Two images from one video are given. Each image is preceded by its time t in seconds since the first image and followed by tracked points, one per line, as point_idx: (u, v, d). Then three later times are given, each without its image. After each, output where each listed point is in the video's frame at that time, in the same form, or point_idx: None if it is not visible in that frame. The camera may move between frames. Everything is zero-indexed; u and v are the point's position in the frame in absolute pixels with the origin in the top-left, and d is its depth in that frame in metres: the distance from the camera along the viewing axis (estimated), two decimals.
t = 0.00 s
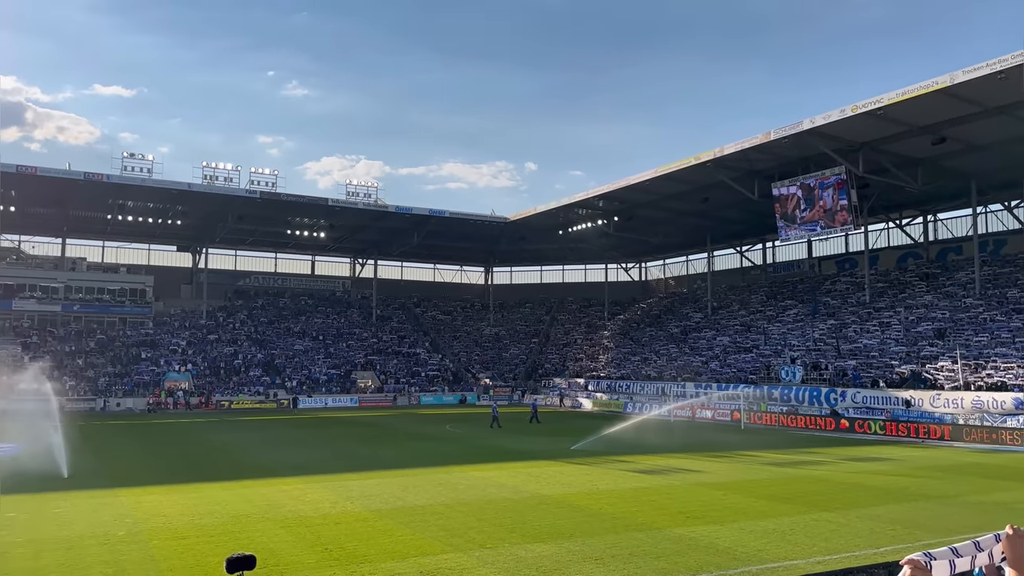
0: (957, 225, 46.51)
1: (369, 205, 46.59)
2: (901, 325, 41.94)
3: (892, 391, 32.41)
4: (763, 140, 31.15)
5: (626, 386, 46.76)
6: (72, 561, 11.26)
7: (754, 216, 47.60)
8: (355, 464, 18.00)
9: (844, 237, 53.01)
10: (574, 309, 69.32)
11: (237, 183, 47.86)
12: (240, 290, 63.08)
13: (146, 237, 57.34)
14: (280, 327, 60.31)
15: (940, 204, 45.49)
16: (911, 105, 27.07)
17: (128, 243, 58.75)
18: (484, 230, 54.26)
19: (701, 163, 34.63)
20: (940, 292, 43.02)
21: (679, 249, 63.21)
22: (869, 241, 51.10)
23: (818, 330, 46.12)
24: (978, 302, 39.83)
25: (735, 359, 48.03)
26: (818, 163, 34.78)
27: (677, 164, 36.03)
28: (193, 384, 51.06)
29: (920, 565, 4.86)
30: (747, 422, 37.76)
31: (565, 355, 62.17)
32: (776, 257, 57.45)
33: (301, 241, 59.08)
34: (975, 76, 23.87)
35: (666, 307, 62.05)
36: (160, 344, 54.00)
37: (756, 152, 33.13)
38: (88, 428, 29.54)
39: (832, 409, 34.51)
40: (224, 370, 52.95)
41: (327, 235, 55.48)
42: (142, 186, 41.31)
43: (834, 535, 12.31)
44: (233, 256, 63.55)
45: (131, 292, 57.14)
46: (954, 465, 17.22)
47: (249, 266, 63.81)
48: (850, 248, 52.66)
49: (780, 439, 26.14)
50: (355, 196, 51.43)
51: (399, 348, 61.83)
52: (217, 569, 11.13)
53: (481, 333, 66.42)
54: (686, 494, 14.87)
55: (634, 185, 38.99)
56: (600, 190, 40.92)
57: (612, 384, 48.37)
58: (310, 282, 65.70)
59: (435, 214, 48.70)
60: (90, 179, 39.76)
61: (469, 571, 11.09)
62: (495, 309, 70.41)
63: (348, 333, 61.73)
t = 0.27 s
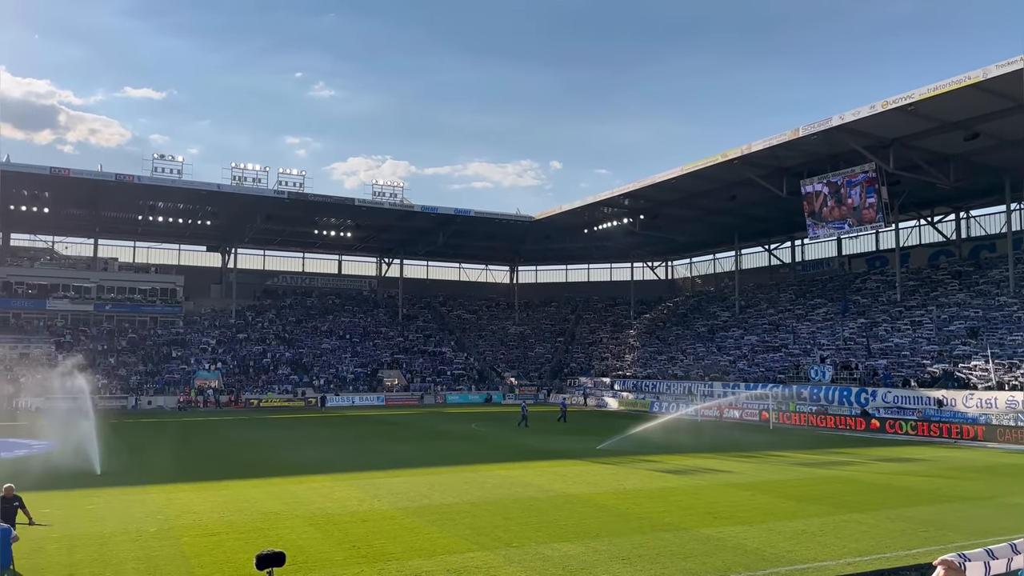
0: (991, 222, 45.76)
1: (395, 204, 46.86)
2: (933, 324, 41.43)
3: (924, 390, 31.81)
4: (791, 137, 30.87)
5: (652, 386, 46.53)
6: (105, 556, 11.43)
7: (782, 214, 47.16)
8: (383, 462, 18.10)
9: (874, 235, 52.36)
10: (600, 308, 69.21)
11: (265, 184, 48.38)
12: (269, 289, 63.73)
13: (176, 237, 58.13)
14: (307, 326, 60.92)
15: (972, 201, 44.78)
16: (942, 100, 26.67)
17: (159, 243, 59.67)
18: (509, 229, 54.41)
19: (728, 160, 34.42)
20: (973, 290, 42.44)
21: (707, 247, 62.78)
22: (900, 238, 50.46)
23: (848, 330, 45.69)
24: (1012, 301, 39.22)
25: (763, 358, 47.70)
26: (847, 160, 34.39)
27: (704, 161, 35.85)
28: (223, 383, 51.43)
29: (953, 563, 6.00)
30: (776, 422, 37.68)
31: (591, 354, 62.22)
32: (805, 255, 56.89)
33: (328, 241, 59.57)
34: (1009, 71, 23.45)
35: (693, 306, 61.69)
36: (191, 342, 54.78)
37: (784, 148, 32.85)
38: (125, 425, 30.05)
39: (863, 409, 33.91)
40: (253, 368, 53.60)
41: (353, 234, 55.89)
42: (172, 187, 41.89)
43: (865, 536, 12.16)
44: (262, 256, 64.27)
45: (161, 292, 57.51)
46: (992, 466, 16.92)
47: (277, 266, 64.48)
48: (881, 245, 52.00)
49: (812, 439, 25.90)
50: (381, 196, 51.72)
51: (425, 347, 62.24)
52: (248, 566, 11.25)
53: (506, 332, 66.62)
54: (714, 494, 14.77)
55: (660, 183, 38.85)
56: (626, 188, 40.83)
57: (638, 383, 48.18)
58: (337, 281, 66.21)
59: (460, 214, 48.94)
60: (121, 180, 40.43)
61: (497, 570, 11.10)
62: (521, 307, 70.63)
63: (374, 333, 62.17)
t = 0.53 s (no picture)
0: None
1: (422, 203, 47.06)
2: (967, 322, 40.90)
3: (957, 389, 31.35)
4: (820, 133, 30.53)
5: (680, 385, 46.24)
6: (138, 551, 11.61)
7: (813, 210, 46.64)
8: (411, 459, 18.21)
9: (905, 231, 51.60)
10: (626, 306, 68.92)
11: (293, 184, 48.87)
12: (297, 289, 64.25)
13: (206, 237, 58.86)
14: (335, 325, 61.48)
15: (1006, 196, 43.96)
16: (977, 94, 26.21)
17: (189, 243, 60.14)
18: (535, 228, 54.46)
19: (757, 157, 34.14)
20: (1008, 287, 41.85)
21: (735, 245, 62.23)
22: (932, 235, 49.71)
23: (879, 327, 45.26)
24: None
25: (793, 357, 47.40)
26: (878, 156, 33.94)
27: (731, 158, 35.59)
28: (252, 381, 51.27)
29: (991, 564, 6.00)
30: (807, 421, 37.25)
31: (617, 352, 62.19)
32: (835, 252, 56.21)
33: (355, 240, 59.99)
34: None
35: (721, 304, 61.34)
36: (222, 341, 55.58)
37: (814, 144, 32.49)
38: (154, 423, 30.60)
39: (895, 408, 33.45)
40: (282, 366, 54.24)
41: (380, 234, 56.23)
42: (203, 187, 42.46)
43: (896, 537, 12.00)
44: (291, 256, 64.42)
45: (192, 291, 58.29)
46: None
47: (306, 265, 64.74)
48: (913, 242, 51.21)
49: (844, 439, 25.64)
50: (407, 196, 51.94)
51: (452, 345, 62.50)
52: (278, 562, 11.37)
53: (532, 330, 66.69)
54: (742, 494, 14.67)
55: (687, 180, 38.64)
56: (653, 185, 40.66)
57: (665, 381, 47.91)
58: (364, 280, 66.64)
59: (486, 213, 49.05)
60: (153, 181, 41.07)
61: (525, 568, 11.11)
62: (547, 306, 70.66)
63: (401, 332, 62.53)
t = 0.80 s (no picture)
0: None
1: (453, 202, 47.26)
2: (1008, 320, 40.20)
3: (999, 387, 30.79)
4: (856, 127, 30.07)
5: (713, 382, 45.88)
6: (176, 546, 11.82)
7: (849, 205, 45.95)
8: (443, 456, 18.32)
9: (944, 227, 50.65)
10: (658, 304, 68.67)
11: (326, 183, 49.43)
12: (330, 287, 64.92)
13: (242, 236, 59.62)
14: (368, 323, 61.96)
15: None
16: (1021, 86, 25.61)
17: (225, 242, 61.31)
18: (566, 225, 54.46)
19: (791, 152, 33.75)
20: None
21: (769, 241, 61.54)
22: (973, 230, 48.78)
23: (918, 325, 44.68)
24: None
25: (829, 355, 46.96)
26: (916, 150, 33.34)
27: (765, 153, 35.23)
28: (287, 378, 52.30)
29: None
30: (843, 420, 36.63)
31: (649, 350, 62.01)
32: (872, 248, 55.33)
33: (386, 239, 60.44)
34: None
35: (755, 302, 60.92)
36: (257, 339, 56.46)
37: (850, 139, 32.03)
38: (196, 419, 31.21)
39: (934, 406, 32.94)
40: (316, 363, 54.88)
41: (411, 232, 56.60)
42: (237, 187, 43.11)
43: (935, 538, 11.78)
44: (324, 255, 65.28)
45: (228, 289, 58.86)
46: None
47: (338, 264, 65.43)
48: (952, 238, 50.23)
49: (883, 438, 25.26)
50: (439, 194, 52.17)
51: (483, 343, 62.57)
52: (313, 557, 11.52)
53: (563, 328, 66.62)
54: (776, 494, 14.53)
55: (720, 176, 38.33)
56: (685, 181, 40.44)
57: (698, 379, 47.58)
58: (396, 278, 67.18)
59: (517, 210, 49.14)
60: (189, 182, 41.77)
61: (558, 566, 11.12)
62: (577, 304, 70.47)
63: (432, 329, 62.86)
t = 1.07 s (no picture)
0: None
1: (494, 199, 47.47)
2: None
3: None
4: (905, 120, 29.39)
5: (758, 381, 45.38)
6: (225, 539, 12.08)
7: (897, 200, 44.97)
8: (486, 453, 18.45)
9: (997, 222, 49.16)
10: (701, 301, 68.20)
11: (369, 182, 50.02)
12: (373, 285, 65.88)
13: (289, 236, 60.95)
14: (409, 320, 62.46)
15: None
16: None
17: (271, 241, 62.64)
18: (606, 222, 54.32)
19: (838, 146, 33.17)
20: None
21: (814, 237, 60.55)
22: None
23: (971, 323, 43.84)
24: None
25: (877, 353, 46.34)
26: (969, 142, 32.49)
27: (811, 148, 34.68)
28: (332, 375, 53.09)
29: None
30: (892, 420, 35.80)
31: (692, 348, 61.59)
32: (923, 244, 53.95)
33: (428, 237, 60.86)
34: None
35: (801, 299, 60.30)
36: (302, 336, 57.39)
37: (900, 132, 31.34)
38: (245, 415, 31.87)
39: (988, 406, 32.09)
40: (360, 361, 55.51)
41: (452, 230, 56.99)
42: (283, 187, 43.84)
43: (991, 541, 11.47)
44: (367, 254, 66.33)
45: (274, 288, 60.33)
46: None
47: (380, 262, 66.56)
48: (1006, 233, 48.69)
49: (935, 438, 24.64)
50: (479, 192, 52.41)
51: (524, 340, 62.57)
52: (358, 551, 11.67)
53: (604, 326, 66.14)
54: (824, 494, 14.30)
55: (764, 171, 37.87)
56: (729, 177, 40.04)
57: (742, 377, 46.96)
58: (438, 276, 68.06)
59: (557, 208, 49.17)
60: (237, 182, 42.59)
61: (601, 564, 11.10)
62: (618, 302, 69.83)
63: (473, 327, 63.28)
